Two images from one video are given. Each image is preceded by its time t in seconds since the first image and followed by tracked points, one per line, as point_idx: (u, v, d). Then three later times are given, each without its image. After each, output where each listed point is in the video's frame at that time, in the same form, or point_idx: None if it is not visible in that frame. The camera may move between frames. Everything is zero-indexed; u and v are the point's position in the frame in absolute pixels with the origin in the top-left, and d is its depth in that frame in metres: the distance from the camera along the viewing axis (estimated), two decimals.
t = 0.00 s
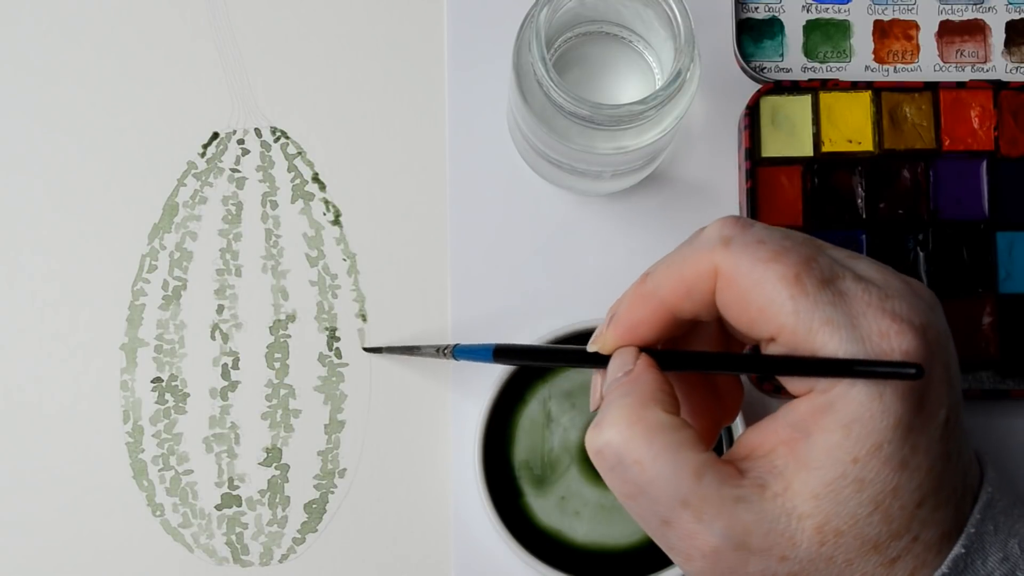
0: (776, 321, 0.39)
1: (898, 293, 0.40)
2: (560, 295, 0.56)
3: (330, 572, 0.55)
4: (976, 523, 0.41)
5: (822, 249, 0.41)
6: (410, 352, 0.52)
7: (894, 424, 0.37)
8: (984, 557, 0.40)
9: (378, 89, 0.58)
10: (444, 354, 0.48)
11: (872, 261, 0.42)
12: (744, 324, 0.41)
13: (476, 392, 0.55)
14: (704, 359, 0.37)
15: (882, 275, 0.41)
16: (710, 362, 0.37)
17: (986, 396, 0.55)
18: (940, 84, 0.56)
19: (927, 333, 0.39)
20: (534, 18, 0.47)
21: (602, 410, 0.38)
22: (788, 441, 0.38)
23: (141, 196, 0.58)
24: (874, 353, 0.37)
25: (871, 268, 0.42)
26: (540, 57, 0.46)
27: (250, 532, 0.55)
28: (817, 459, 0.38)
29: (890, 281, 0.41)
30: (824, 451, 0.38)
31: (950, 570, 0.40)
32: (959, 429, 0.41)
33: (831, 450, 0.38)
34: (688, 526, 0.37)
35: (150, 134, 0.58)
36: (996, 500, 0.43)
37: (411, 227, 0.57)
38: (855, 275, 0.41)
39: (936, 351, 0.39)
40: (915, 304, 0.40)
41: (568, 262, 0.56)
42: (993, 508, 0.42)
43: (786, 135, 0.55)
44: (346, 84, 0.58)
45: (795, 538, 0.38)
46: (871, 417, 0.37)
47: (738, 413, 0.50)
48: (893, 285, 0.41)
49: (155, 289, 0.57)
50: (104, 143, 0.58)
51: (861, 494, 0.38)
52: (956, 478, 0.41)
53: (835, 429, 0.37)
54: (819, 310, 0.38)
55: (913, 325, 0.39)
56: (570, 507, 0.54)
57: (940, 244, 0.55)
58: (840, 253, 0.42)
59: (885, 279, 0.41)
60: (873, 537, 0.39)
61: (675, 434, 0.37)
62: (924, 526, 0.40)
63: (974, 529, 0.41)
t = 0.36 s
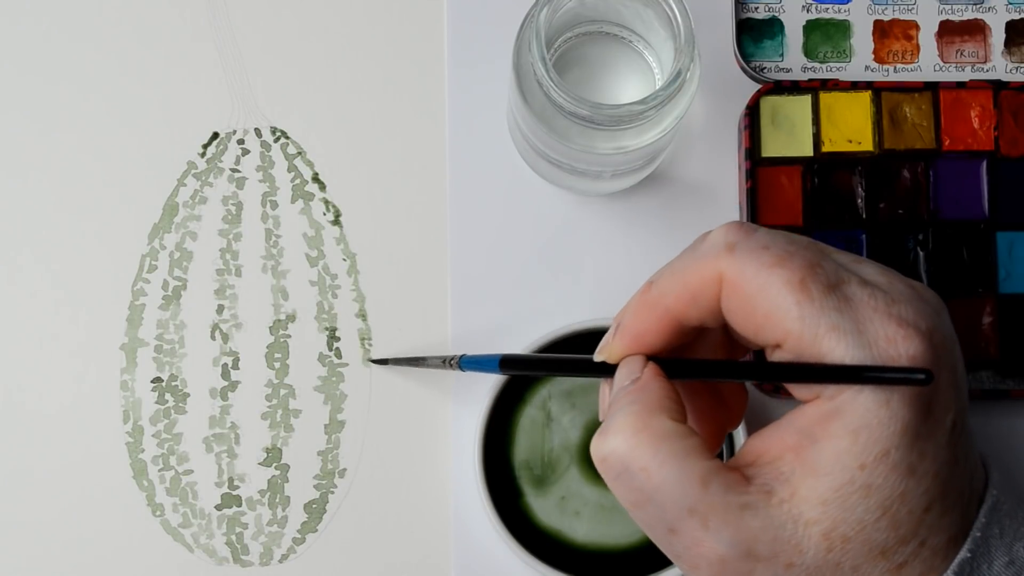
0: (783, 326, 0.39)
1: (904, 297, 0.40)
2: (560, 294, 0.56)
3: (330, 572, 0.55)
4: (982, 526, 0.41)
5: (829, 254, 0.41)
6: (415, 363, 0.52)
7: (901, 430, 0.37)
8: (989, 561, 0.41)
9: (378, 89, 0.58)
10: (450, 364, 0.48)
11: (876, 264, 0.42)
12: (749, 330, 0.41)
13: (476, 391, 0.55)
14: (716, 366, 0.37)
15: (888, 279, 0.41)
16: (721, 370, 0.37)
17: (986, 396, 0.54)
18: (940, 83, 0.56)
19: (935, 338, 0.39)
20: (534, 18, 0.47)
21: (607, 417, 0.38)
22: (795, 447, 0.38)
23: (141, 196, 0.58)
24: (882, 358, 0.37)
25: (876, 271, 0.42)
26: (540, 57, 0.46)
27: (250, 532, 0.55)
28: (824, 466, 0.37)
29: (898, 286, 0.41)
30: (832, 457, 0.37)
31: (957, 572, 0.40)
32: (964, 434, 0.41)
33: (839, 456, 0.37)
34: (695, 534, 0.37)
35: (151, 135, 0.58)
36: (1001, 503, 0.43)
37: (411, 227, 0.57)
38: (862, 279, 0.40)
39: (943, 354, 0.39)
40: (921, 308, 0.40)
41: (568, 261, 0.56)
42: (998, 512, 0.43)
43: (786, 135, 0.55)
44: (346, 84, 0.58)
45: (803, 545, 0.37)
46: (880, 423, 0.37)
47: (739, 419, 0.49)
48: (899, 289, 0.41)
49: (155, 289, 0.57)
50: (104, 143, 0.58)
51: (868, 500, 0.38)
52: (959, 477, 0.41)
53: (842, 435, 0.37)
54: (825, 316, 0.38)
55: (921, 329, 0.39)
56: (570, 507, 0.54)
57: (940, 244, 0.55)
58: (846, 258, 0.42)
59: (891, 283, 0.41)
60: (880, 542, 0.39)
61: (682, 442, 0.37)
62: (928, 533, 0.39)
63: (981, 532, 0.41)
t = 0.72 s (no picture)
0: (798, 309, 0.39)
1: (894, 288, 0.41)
2: (560, 294, 0.56)
3: (330, 571, 0.55)
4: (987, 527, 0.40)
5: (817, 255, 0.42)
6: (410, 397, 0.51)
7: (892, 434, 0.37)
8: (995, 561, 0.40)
9: (378, 88, 0.58)
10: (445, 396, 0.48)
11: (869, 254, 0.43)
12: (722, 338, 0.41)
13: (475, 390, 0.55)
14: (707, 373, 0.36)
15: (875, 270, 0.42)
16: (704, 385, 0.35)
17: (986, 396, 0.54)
18: (940, 83, 0.56)
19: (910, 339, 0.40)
20: (534, 18, 0.47)
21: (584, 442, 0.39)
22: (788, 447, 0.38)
23: (141, 196, 0.58)
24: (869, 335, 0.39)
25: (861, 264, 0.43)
26: (540, 57, 0.46)
27: (250, 532, 0.55)
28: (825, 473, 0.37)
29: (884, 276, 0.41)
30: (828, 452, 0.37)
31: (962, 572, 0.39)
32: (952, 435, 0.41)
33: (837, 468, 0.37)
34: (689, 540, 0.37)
35: (151, 135, 0.58)
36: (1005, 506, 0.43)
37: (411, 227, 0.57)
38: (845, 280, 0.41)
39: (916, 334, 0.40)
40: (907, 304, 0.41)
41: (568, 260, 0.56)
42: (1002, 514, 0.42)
43: (786, 135, 0.55)
44: (346, 83, 0.58)
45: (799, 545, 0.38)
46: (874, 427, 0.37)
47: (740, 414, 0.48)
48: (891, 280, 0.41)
49: (155, 289, 0.57)
50: (103, 143, 0.58)
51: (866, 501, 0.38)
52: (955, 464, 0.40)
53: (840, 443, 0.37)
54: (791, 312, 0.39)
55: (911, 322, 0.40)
56: (570, 507, 0.54)
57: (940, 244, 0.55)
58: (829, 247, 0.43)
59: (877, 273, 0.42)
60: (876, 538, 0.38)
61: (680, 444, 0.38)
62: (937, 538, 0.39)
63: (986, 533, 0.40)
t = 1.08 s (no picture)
0: (534, 375, 0.41)
1: (830, 298, 0.39)
2: (560, 294, 0.56)
3: (331, 571, 0.55)
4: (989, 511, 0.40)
5: (770, 266, 0.40)
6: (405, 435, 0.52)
7: (878, 421, 0.37)
8: (1001, 545, 0.39)
9: (378, 88, 0.58)
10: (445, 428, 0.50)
11: (833, 270, 0.41)
12: (703, 326, 0.42)
13: (475, 389, 0.55)
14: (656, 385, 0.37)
15: (831, 279, 0.40)
16: (668, 384, 0.36)
17: (986, 396, 0.54)
18: (940, 83, 0.56)
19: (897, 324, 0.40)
20: (534, 18, 0.47)
21: (570, 441, 0.39)
22: (763, 431, 0.39)
23: (140, 196, 0.58)
24: (824, 337, 0.38)
25: (828, 268, 0.41)
26: (540, 57, 0.46)
27: (250, 532, 0.55)
28: (801, 465, 0.37)
29: (752, 296, 0.39)
30: (803, 431, 0.38)
31: (967, 554, 0.39)
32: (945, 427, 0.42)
33: (819, 448, 0.37)
34: (683, 523, 0.38)
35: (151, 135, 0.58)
36: (1008, 494, 0.42)
37: (411, 227, 0.57)
38: (803, 293, 0.39)
39: (891, 323, 0.39)
40: (871, 302, 0.39)
41: (568, 260, 0.56)
42: (1005, 501, 0.41)
43: (786, 135, 0.55)
44: (345, 84, 0.58)
45: (775, 551, 0.38)
46: (852, 416, 0.37)
47: (735, 401, 0.49)
48: (844, 287, 0.39)
49: (155, 289, 0.57)
50: (103, 144, 0.58)
51: (845, 499, 0.38)
52: (949, 459, 0.41)
53: (819, 429, 0.37)
54: (766, 296, 0.39)
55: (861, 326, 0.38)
56: (570, 507, 0.54)
57: (940, 244, 0.55)
58: (764, 262, 0.40)
59: (833, 284, 0.39)
60: (870, 505, 0.38)
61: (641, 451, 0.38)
62: (925, 529, 0.39)
63: (989, 517, 0.40)
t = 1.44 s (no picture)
0: (541, 360, 0.41)
1: (837, 295, 0.39)
2: (560, 294, 0.56)
3: (330, 571, 0.55)
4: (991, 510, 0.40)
5: (779, 261, 0.40)
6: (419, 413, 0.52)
7: (882, 419, 0.37)
8: (1002, 543, 0.39)
9: (378, 88, 0.58)
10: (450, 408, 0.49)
11: (842, 268, 0.41)
12: (709, 321, 0.42)
13: (476, 388, 0.55)
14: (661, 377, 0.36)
15: (839, 276, 0.40)
16: (672, 376, 0.36)
17: (986, 396, 0.54)
18: (940, 83, 0.56)
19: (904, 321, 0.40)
20: (534, 18, 0.47)
21: (574, 428, 0.39)
22: (767, 425, 0.39)
23: (140, 196, 0.58)
24: (831, 333, 0.38)
25: (837, 265, 0.41)
26: (540, 57, 0.46)
27: (250, 532, 0.55)
28: (804, 459, 0.37)
29: (761, 290, 0.39)
30: (806, 427, 0.37)
31: (969, 551, 0.39)
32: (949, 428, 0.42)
33: (823, 444, 0.37)
34: (684, 514, 0.38)
35: (151, 135, 0.58)
36: (1011, 493, 0.42)
37: (411, 228, 0.57)
38: (811, 289, 0.39)
39: (899, 321, 0.39)
40: (879, 300, 0.39)
41: (568, 260, 0.56)
42: (1008, 499, 0.42)
43: (786, 135, 0.55)
44: (346, 84, 0.58)
45: (775, 545, 0.38)
46: (856, 413, 0.37)
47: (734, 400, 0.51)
48: (852, 284, 0.39)
49: (155, 289, 0.57)
50: (103, 144, 0.58)
51: (846, 495, 0.38)
52: (952, 459, 0.41)
53: (823, 425, 0.37)
54: (775, 290, 0.39)
55: (868, 324, 0.38)
56: (570, 507, 0.54)
57: (940, 244, 0.55)
58: (774, 256, 0.40)
59: (841, 281, 0.39)
60: (872, 502, 0.38)
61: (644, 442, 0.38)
62: (926, 529, 0.39)
63: (991, 515, 0.40)
